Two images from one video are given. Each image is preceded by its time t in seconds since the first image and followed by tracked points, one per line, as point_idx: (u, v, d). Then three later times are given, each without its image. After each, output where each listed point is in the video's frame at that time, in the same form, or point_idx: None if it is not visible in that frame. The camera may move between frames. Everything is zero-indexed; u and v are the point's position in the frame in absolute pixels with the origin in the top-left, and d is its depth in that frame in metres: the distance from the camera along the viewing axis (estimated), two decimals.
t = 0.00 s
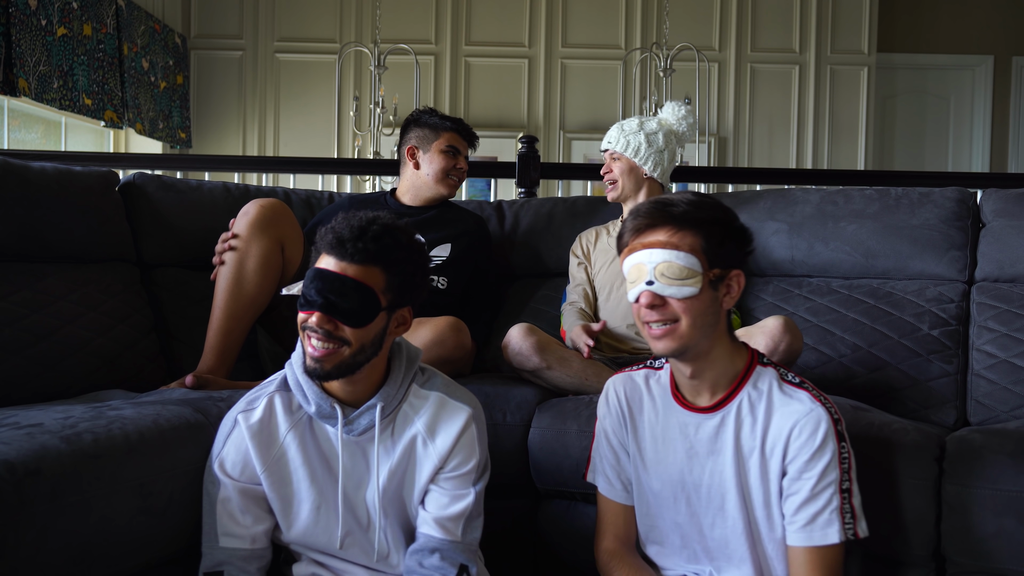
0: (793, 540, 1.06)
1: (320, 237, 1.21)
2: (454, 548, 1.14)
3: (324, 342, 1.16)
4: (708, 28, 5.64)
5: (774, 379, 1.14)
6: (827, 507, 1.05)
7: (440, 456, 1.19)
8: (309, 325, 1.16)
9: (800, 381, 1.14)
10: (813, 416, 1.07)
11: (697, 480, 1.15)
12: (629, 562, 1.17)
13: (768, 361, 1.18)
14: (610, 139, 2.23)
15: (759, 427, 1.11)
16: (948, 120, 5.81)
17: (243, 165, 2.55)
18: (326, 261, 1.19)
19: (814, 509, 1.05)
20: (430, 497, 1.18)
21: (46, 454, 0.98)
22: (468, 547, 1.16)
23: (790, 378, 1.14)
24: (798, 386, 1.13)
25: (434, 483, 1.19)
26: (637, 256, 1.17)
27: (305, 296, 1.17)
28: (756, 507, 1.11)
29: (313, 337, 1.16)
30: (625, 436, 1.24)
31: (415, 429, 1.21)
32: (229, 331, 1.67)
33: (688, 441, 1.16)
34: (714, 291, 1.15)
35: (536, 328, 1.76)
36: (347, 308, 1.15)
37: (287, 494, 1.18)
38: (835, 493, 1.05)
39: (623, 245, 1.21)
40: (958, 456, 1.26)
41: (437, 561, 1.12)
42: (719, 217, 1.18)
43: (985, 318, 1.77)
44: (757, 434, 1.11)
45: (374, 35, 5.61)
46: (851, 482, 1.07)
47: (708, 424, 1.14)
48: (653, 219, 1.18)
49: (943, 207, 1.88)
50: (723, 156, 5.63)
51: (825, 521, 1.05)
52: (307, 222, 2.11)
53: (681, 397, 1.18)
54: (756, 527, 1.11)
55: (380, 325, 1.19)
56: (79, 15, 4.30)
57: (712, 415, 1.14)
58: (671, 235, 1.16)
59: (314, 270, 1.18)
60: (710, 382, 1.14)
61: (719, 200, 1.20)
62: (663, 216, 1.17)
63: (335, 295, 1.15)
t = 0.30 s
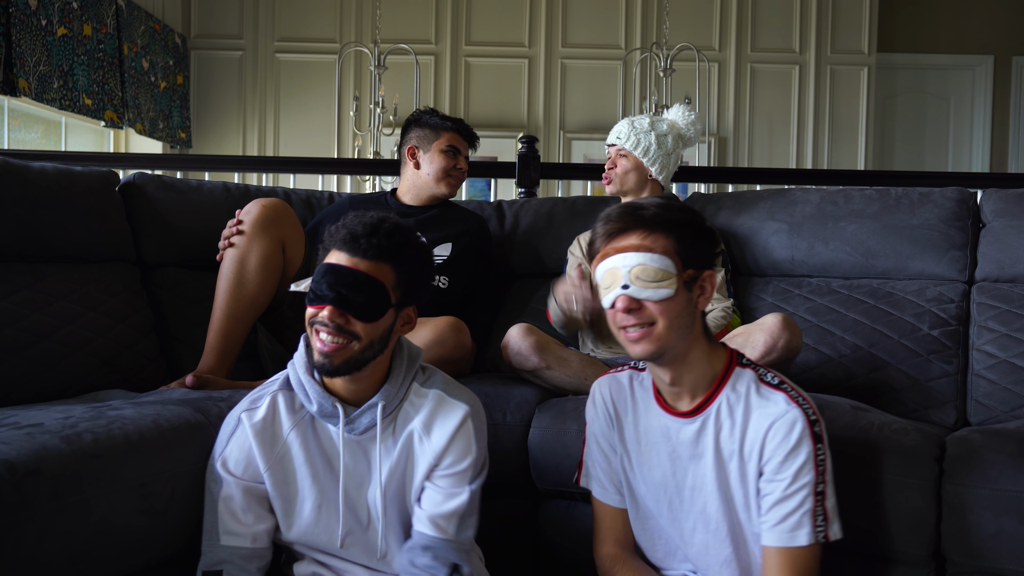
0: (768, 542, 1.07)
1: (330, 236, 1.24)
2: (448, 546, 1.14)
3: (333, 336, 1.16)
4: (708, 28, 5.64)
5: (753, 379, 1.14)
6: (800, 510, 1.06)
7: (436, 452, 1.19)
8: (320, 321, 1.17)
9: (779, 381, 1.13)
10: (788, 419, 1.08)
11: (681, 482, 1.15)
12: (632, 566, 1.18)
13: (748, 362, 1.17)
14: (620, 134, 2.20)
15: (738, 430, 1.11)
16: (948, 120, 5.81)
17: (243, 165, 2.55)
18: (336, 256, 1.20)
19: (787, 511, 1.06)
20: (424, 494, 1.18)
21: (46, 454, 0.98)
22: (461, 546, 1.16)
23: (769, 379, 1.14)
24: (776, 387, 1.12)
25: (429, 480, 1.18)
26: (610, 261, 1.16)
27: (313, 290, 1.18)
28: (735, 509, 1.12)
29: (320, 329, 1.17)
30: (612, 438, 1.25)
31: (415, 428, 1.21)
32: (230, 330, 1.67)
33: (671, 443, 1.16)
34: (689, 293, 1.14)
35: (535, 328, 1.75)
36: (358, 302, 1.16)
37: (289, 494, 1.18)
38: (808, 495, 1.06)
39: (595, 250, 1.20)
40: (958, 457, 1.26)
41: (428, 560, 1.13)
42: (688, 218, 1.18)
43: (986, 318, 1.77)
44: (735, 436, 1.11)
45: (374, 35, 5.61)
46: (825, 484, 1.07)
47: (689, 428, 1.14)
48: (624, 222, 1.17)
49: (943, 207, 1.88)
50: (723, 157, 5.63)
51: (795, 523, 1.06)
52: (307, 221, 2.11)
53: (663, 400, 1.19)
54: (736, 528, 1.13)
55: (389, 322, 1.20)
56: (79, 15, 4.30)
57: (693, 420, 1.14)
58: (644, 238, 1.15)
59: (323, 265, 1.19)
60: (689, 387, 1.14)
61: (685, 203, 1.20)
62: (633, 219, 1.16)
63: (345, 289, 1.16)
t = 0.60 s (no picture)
0: (749, 541, 1.07)
1: (338, 237, 1.24)
2: (438, 541, 1.14)
3: (351, 337, 1.17)
4: (708, 28, 5.64)
5: (737, 381, 1.14)
6: (781, 510, 1.06)
7: (432, 449, 1.19)
8: (339, 322, 1.17)
9: (763, 383, 1.14)
10: (773, 419, 1.08)
11: (667, 489, 1.15)
12: (625, 569, 1.18)
13: (731, 363, 1.17)
14: (631, 133, 2.13)
15: (724, 433, 1.11)
16: (948, 120, 5.81)
17: (243, 165, 2.55)
18: (344, 255, 1.21)
19: (769, 512, 1.06)
20: (419, 490, 1.18)
21: (46, 453, 0.98)
22: (452, 542, 1.15)
23: (752, 381, 1.14)
24: (760, 388, 1.12)
25: (424, 477, 1.19)
26: (592, 267, 1.15)
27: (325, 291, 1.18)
28: (721, 511, 1.12)
29: (337, 329, 1.17)
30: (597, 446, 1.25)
31: (414, 424, 1.22)
32: (230, 330, 1.67)
33: (655, 450, 1.16)
34: (671, 298, 1.15)
35: (534, 328, 1.75)
36: (381, 303, 1.18)
37: (288, 492, 1.18)
38: (789, 496, 1.06)
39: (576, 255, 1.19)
40: (958, 457, 1.26)
41: (419, 555, 1.12)
42: (669, 221, 1.18)
43: (986, 318, 1.77)
44: (721, 440, 1.11)
45: (374, 35, 5.61)
46: (807, 486, 1.07)
47: (673, 434, 1.14)
48: (604, 228, 1.17)
49: (943, 207, 1.88)
50: (722, 157, 5.64)
51: (772, 524, 1.06)
52: (307, 221, 2.11)
53: (646, 407, 1.19)
54: (723, 530, 1.12)
55: (403, 323, 1.22)
56: (79, 15, 4.30)
57: (677, 425, 1.14)
58: (625, 244, 1.15)
59: (334, 266, 1.19)
60: (673, 393, 1.15)
61: (665, 205, 1.21)
62: (613, 224, 1.17)
63: (359, 291, 1.17)
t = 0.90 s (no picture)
0: (771, 556, 1.07)
1: (361, 253, 1.17)
2: (442, 542, 1.14)
3: (378, 365, 1.16)
4: (708, 28, 5.64)
5: (766, 393, 1.12)
6: (806, 529, 1.06)
7: (437, 451, 1.19)
8: (369, 353, 1.16)
9: (793, 397, 1.12)
10: (803, 437, 1.06)
11: (685, 494, 1.13)
12: (626, 567, 1.18)
13: (760, 372, 1.16)
14: (627, 134, 2.11)
15: (750, 445, 1.10)
16: (948, 120, 5.81)
17: (243, 165, 2.55)
18: (362, 278, 1.16)
19: (793, 530, 1.06)
20: (424, 491, 1.18)
21: (46, 453, 0.98)
22: (457, 543, 1.16)
23: (782, 393, 1.12)
24: (790, 401, 1.11)
25: (429, 478, 1.19)
26: (621, 270, 1.12)
27: (349, 317, 1.15)
28: (738, 521, 1.11)
29: (364, 361, 1.16)
30: (613, 445, 1.23)
31: (418, 425, 1.22)
32: (230, 330, 1.67)
33: (676, 455, 1.15)
34: (703, 304, 1.12)
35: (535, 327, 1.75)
36: (409, 333, 1.17)
37: (291, 492, 1.18)
38: (815, 515, 1.06)
39: (605, 256, 1.16)
40: (958, 456, 1.26)
41: (423, 556, 1.12)
42: (703, 224, 1.14)
43: (985, 318, 1.77)
44: (747, 451, 1.10)
45: (374, 35, 5.61)
46: (833, 504, 1.07)
47: (697, 440, 1.13)
48: (636, 231, 1.13)
49: (943, 207, 1.88)
50: (723, 157, 5.63)
51: (797, 542, 1.06)
52: (307, 222, 2.11)
53: (669, 409, 1.17)
54: (736, 539, 1.12)
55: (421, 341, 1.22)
56: (79, 15, 4.30)
57: (701, 431, 1.12)
58: (657, 248, 1.11)
59: (358, 292, 1.15)
60: (700, 397, 1.13)
61: (696, 205, 1.17)
62: (646, 226, 1.13)
63: (385, 321, 1.14)
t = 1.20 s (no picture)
0: (795, 565, 1.05)
1: (384, 255, 1.19)
2: (445, 541, 1.14)
3: (390, 367, 1.17)
4: (708, 27, 5.64)
5: (792, 398, 1.09)
6: (832, 539, 1.03)
7: (441, 449, 1.20)
8: (383, 353, 1.17)
9: (821, 402, 1.08)
10: (828, 446, 1.03)
11: (709, 494, 1.13)
12: (651, 560, 1.19)
13: (790, 377, 1.12)
14: (629, 134, 2.11)
15: (775, 450, 1.08)
16: (948, 120, 5.81)
17: (243, 165, 2.55)
18: (383, 281, 1.18)
19: (818, 540, 1.03)
20: (427, 490, 1.19)
21: (46, 453, 0.98)
22: (458, 543, 1.16)
23: (810, 399, 1.08)
24: (818, 408, 1.07)
25: (432, 477, 1.20)
26: (644, 264, 1.11)
27: (366, 318, 1.16)
28: (763, 526, 1.10)
29: (375, 365, 1.17)
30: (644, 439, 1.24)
31: (422, 424, 1.22)
32: (229, 330, 1.67)
33: (701, 454, 1.14)
34: (725, 301, 1.11)
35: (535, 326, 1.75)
36: (425, 335, 1.18)
37: (295, 489, 1.18)
38: (841, 526, 1.03)
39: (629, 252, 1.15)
40: (959, 457, 1.26)
41: (423, 553, 1.13)
42: (728, 222, 1.13)
43: (985, 318, 1.77)
44: (772, 456, 1.09)
45: (374, 35, 5.61)
46: (862, 515, 1.04)
47: (721, 441, 1.12)
48: (660, 227, 1.12)
49: (943, 207, 1.88)
50: (723, 157, 5.63)
51: (822, 552, 1.03)
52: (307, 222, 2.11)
53: (695, 409, 1.16)
54: (759, 544, 1.11)
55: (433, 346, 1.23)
56: (79, 15, 4.30)
57: (725, 433, 1.11)
58: (680, 242, 1.11)
59: (379, 292, 1.17)
60: (726, 398, 1.11)
61: (720, 204, 1.16)
62: (669, 222, 1.12)
63: (403, 325, 1.16)
